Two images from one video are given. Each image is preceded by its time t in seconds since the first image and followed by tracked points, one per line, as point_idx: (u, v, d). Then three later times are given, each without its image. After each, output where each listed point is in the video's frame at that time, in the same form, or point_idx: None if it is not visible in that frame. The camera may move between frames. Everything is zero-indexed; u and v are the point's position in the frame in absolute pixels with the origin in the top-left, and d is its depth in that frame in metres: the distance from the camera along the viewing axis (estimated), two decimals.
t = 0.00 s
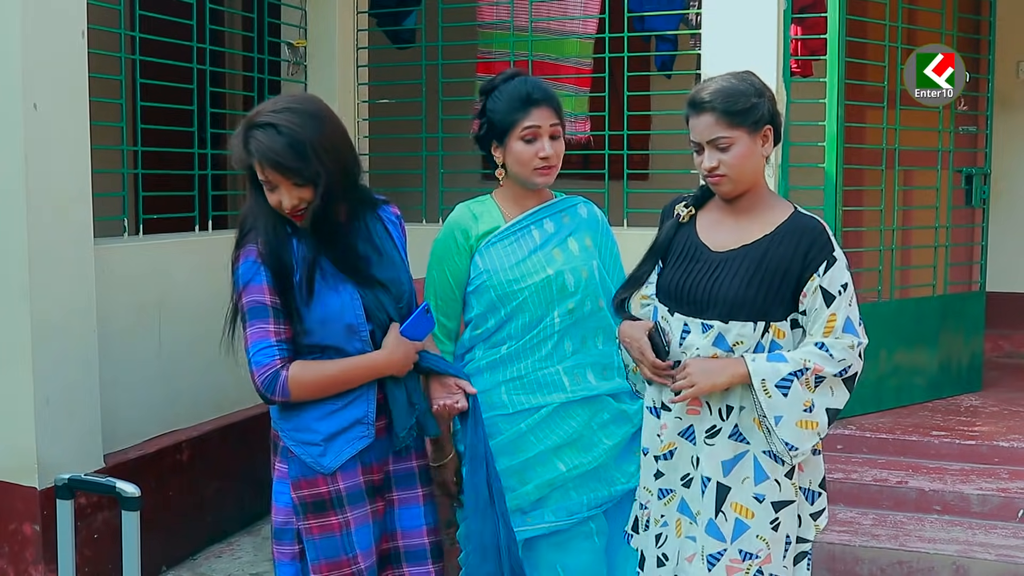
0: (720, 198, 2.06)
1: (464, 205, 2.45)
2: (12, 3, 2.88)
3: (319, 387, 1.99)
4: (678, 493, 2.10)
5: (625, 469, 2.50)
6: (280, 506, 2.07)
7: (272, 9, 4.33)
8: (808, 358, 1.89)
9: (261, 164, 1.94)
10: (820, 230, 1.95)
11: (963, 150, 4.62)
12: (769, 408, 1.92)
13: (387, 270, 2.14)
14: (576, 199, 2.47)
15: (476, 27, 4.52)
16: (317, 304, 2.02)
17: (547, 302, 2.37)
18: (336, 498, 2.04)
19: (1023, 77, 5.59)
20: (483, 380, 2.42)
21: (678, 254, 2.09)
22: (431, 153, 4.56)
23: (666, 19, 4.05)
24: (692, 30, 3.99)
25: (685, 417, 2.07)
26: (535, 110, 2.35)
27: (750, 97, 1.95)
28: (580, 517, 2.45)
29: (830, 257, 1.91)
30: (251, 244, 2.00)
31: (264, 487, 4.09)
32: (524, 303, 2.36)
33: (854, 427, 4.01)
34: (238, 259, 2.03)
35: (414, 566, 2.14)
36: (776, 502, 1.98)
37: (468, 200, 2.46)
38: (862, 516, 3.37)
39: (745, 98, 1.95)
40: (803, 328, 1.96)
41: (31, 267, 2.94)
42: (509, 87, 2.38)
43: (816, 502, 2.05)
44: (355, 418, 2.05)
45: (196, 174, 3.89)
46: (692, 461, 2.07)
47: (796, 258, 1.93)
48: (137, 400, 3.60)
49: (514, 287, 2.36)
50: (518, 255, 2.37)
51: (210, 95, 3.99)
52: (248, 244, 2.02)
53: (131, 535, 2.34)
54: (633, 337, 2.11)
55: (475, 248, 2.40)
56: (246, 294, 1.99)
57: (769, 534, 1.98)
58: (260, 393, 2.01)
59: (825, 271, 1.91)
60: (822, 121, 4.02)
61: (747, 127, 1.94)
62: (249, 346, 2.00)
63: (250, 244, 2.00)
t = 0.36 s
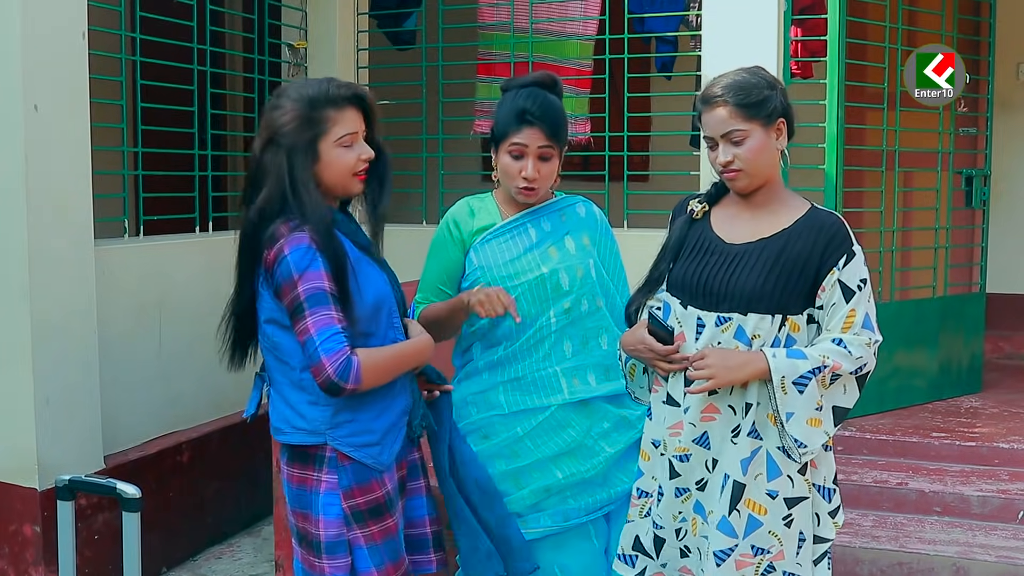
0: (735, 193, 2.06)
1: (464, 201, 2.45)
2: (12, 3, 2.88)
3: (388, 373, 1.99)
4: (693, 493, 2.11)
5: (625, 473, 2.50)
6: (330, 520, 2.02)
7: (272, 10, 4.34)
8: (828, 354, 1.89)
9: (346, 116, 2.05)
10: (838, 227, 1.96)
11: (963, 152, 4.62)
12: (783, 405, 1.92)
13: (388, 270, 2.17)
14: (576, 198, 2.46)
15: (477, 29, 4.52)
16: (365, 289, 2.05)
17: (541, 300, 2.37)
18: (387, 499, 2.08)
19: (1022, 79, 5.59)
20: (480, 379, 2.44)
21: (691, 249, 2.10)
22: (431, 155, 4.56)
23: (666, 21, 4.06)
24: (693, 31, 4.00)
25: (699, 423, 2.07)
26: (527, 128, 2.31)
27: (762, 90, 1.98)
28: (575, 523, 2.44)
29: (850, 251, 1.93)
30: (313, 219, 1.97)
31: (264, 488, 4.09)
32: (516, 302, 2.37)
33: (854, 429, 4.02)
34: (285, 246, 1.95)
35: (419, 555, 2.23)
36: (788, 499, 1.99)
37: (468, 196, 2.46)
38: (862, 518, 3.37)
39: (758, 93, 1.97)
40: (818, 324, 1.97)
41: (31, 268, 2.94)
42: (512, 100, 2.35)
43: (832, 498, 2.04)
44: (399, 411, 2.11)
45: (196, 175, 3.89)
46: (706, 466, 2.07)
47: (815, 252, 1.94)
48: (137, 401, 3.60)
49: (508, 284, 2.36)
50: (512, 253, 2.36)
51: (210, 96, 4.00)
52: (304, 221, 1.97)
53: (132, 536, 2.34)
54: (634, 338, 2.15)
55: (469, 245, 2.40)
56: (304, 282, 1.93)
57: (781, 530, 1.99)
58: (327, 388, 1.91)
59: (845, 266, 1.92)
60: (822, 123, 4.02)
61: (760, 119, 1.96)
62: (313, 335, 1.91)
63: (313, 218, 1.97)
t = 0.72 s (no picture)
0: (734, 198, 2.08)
1: (464, 209, 2.44)
2: (12, 3, 2.88)
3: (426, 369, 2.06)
4: (703, 500, 2.12)
5: (624, 476, 2.51)
6: (361, 525, 2.02)
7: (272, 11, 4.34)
8: (817, 351, 1.90)
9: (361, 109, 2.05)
10: (830, 226, 1.96)
11: (962, 153, 4.62)
12: (767, 401, 1.94)
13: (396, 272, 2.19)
14: (576, 206, 2.46)
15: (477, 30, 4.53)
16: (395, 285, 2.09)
17: (543, 311, 2.37)
18: (405, 498, 2.13)
19: (1022, 81, 5.60)
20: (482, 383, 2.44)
21: (690, 252, 2.13)
22: (430, 156, 4.56)
23: (665, 22, 4.05)
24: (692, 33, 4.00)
25: (699, 424, 2.10)
26: (529, 138, 2.29)
27: (765, 99, 1.97)
28: (573, 524, 2.45)
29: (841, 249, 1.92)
30: (358, 218, 1.98)
31: (264, 489, 4.09)
32: (518, 312, 2.38)
33: (854, 431, 4.02)
34: (339, 245, 1.92)
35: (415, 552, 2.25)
36: (790, 504, 1.99)
37: (468, 204, 2.45)
38: (861, 519, 3.37)
39: (762, 102, 1.97)
40: (814, 324, 1.96)
41: (31, 269, 2.94)
42: (515, 106, 2.33)
43: (841, 507, 2.02)
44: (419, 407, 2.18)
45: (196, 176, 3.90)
46: (711, 470, 2.09)
47: (805, 252, 1.94)
48: (137, 402, 3.60)
49: (510, 296, 2.37)
50: (513, 264, 2.36)
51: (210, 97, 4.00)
52: (350, 220, 1.96)
53: (132, 538, 2.34)
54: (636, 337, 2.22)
55: (471, 255, 2.41)
56: (361, 282, 1.92)
57: (782, 535, 1.99)
58: (385, 388, 1.95)
59: (837, 262, 1.92)
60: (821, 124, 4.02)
61: (760, 127, 1.97)
62: (371, 336, 1.93)
63: (358, 216, 1.98)
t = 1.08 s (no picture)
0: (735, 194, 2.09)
1: (470, 205, 2.46)
2: (12, 3, 2.87)
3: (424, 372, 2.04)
4: (695, 491, 2.14)
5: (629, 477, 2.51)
6: (359, 526, 2.01)
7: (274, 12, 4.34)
8: (798, 336, 1.90)
9: (367, 114, 2.05)
10: (821, 218, 1.97)
11: (964, 153, 4.62)
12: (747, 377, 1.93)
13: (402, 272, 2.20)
14: (582, 204, 2.46)
15: (478, 30, 4.52)
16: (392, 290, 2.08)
17: (548, 306, 2.37)
18: (405, 501, 2.13)
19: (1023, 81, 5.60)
20: (484, 380, 2.44)
21: (692, 247, 2.16)
22: (432, 157, 4.55)
23: (666, 22, 4.05)
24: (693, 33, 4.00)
25: (693, 416, 2.13)
26: (529, 125, 2.32)
27: (772, 99, 1.98)
28: (577, 526, 2.44)
29: (829, 239, 1.93)
30: (359, 222, 1.97)
31: (265, 489, 4.09)
32: (523, 306, 2.37)
33: (855, 430, 4.02)
34: (339, 249, 1.92)
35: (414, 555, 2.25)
36: (776, 498, 2.00)
37: (474, 200, 2.47)
38: (863, 519, 3.37)
39: (767, 104, 1.97)
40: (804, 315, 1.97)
41: (33, 269, 2.94)
42: (515, 93, 2.35)
43: (818, 507, 2.02)
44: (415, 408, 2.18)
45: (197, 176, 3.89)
46: (703, 459, 2.12)
47: (793, 243, 1.96)
48: (138, 402, 3.60)
49: (515, 289, 2.36)
50: (519, 257, 2.36)
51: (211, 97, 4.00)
52: (351, 223, 1.96)
53: (134, 537, 2.32)
54: (637, 323, 2.18)
55: (476, 248, 2.41)
56: (361, 286, 1.92)
57: (767, 530, 2.01)
58: (379, 395, 1.95)
59: (822, 253, 1.92)
60: (823, 124, 4.02)
61: (764, 127, 1.97)
62: (366, 342, 1.93)
63: (360, 221, 1.98)
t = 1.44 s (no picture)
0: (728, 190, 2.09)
1: (470, 204, 2.46)
2: (12, 3, 2.87)
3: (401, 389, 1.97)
4: (693, 492, 2.14)
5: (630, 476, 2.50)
6: (352, 525, 2.01)
7: (274, 11, 4.34)
8: (813, 346, 1.92)
9: (369, 120, 2.03)
10: (815, 218, 1.98)
11: (963, 152, 4.63)
12: (766, 403, 1.97)
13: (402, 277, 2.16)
14: (582, 203, 2.46)
15: (478, 29, 4.52)
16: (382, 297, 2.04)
17: (546, 305, 2.37)
18: (401, 501, 2.13)
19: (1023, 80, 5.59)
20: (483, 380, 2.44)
21: (687, 248, 2.16)
22: (432, 156, 4.55)
23: (666, 21, 4.05)
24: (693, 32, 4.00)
25: (694, 418, 2.13)
26: (525, 119, 2.34)
27: (774, 97, 1.99)
28: (577, 525, 2.44)
29: (827, 242, 1.94)
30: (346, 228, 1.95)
31: (264, 488, 4.09)
32: (522, 304, 2.37)
33: (855, 430, 4.01)
34: (316, 252, 1.91)
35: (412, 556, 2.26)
36: (773, 495, 2.00)
37: (475, 199, 2.47)
38: (863, 518, 3.36)
39: (768, 101, 1.98)
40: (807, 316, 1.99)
41: (33, 269, 2.94)
42: (514, 90, 2.38)
43: (816, 500, 2.02)
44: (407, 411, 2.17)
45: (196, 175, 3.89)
46: (701, 463, 2.11)
47: (789, 245, 1.97)
48: (138, 401, 3.60)
49: (514, 287, 2.36)
50: (518, 256, 2.36)
51: (211, 96, 4.00)
52: (336, 229, 1.94)
53: (133, 536, 2.32)
54: (640, 328, 2.21)
55: (476, 247, 2.42)
56: (333, 291, 1.90)
57: (764, 527, 2.01)
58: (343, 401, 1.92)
59: (823, 257, 1.93)
60: (823, 123, 4.02)
61: (764, 124, 1.99)
62: (334, 346, 1.90)
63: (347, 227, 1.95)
